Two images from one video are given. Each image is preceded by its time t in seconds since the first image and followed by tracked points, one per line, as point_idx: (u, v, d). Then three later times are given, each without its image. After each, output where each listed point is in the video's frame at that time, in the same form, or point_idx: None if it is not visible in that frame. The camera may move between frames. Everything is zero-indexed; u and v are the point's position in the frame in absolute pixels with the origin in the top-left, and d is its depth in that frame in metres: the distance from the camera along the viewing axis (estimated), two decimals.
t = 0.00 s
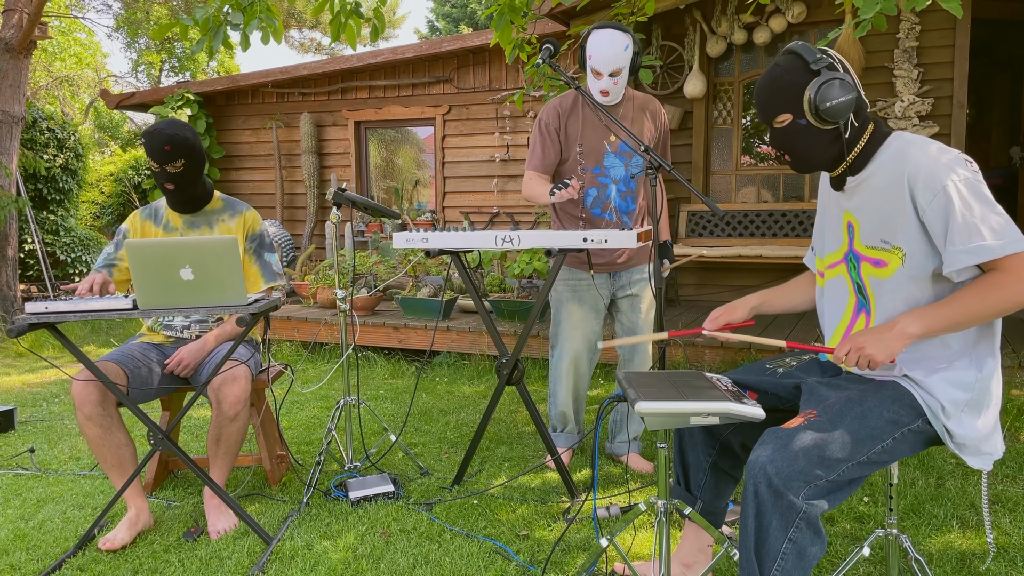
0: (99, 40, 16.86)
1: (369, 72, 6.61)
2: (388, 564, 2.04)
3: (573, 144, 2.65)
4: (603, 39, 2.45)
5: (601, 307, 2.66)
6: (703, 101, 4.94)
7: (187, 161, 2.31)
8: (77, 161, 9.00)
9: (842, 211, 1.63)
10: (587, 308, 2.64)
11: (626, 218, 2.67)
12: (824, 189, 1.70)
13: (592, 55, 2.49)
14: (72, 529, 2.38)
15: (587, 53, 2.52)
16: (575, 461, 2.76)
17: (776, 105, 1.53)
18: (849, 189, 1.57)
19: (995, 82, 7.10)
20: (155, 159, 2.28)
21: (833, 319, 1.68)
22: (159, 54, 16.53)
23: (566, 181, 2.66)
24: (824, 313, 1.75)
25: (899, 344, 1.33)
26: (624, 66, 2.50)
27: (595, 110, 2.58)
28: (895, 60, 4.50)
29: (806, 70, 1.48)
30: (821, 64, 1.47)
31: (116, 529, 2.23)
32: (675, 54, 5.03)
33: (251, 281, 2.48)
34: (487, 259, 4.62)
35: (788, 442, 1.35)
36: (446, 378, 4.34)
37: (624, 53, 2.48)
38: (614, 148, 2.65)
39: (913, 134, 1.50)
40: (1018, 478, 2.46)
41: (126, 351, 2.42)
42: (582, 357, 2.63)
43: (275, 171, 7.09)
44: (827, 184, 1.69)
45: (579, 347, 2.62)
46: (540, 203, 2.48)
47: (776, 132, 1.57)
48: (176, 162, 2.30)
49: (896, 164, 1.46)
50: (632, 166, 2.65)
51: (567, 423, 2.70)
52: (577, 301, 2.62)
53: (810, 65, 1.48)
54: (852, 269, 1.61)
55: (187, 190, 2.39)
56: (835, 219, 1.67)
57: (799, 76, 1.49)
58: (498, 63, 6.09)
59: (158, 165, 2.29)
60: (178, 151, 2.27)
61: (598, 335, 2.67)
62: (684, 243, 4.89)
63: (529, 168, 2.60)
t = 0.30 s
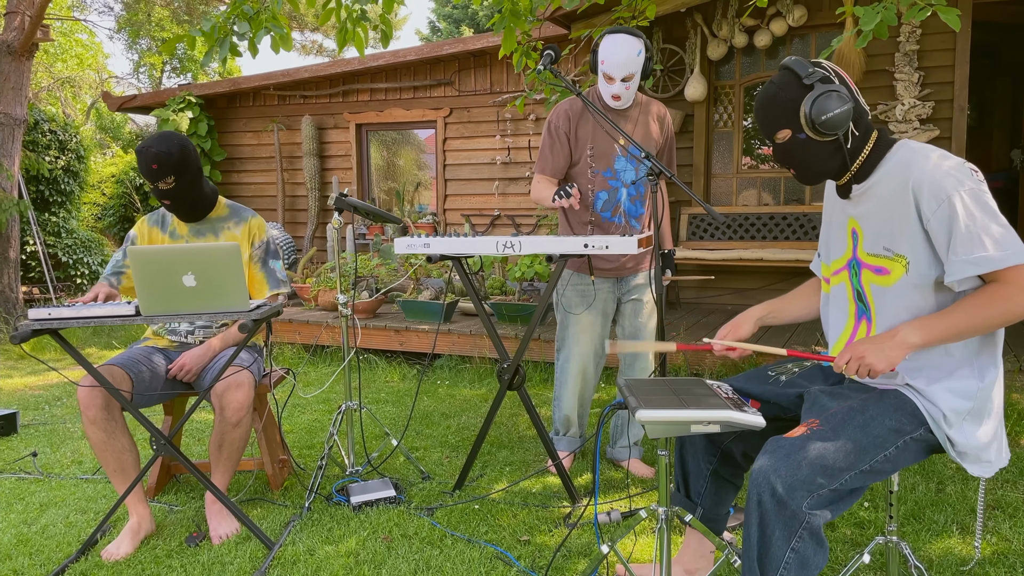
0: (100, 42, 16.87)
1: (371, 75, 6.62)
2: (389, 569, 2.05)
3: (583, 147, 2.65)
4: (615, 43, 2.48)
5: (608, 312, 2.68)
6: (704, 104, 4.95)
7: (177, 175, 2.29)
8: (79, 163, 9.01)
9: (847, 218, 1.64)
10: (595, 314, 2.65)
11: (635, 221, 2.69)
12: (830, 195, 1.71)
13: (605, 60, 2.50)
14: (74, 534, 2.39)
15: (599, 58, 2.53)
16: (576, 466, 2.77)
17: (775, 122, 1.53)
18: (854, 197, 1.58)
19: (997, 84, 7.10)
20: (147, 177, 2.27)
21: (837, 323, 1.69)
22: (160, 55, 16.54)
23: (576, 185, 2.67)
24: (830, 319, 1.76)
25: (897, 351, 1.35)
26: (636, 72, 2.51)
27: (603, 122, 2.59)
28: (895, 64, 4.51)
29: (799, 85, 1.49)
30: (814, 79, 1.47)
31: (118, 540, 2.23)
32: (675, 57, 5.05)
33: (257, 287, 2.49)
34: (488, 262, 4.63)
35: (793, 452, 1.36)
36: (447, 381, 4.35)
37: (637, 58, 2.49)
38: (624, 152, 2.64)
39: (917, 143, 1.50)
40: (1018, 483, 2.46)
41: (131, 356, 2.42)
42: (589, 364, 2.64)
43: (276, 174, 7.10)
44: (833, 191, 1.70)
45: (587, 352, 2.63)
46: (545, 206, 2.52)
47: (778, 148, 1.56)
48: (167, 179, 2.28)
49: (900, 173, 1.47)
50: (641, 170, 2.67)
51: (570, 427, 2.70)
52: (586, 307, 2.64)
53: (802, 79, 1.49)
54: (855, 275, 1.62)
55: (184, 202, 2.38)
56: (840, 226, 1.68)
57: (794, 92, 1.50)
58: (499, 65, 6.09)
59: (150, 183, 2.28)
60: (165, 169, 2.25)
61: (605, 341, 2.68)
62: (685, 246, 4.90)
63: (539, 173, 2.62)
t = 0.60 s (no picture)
0: (102, 44, 16.91)
1: (372, 77, 6.64)
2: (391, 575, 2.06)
3: (580, 154, 2.66)
4: (619, 53, 2.48)
5: (604, 317, 2.68)
6: (705, 108, 4.96)
7: (205, 184, 2.35)
8: (80, 164, 9.03)
9: (840, 230, 1.65)
10: (590, 319, 2.65)
11: (628, 231, 2.69)
12: (824, 209, 1.72)
13: (608, 68, 2.51)
14: (77, 539, 2.40)
15: (602, 66, 2.54)
16: (577, 471, 2.78)
17: (769, 136, 1.55)
18: (847, 210, 1.60)
19: (998, 86, 7.09)
20: (175, 176, 2.30)
21: (830, 335, 1.70)
22: (162, 56, 16.55)
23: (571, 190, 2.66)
24: (824, 331, 1.77)
25: (886, 364, 1.37)
26: (637, 83, 2.53)
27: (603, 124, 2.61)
28: (896, 67, 4.52)
29: (793, 100, 1.51)
30: (807, 95, 1.49)
31: (121, 542, 2.24)
32: (676, 61, 5.08)
33: (257, 293, 2.50)
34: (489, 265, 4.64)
35: (790, 460, 1.36)
36: (448, 384, 4.36)
37: (639, 69, 2.50)
38: (621, 161, 2.66)
39: (910, 156, 1.51)
40: (1018, 488, 2.47)
41: (131, 363, 2.43)
42: (587, 368, 2.66)
43: (278, 176, 7.12)
44: (827, 204, 1.71)
45: (583, 357, 2.64)
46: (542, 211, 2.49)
47: (773, 163, 1.58)
48: (197, 184, 2.33)
49: (893, 185, 1.48)
50: (637, 179, 2.67)
51: (570, 431, 2.70)
52: (581, 311, 2.64)
53: (796, 95, 1.50)
54: (848, 287, 1.63)
55: (197, 210, 2.42)
56: (834, 238, 1.69)
57: (787, 107, 1.52)
58: (500, 68, 6.10)
59: (177, 183, 2.31)
60: (200, 175, 2.30)
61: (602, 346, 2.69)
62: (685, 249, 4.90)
63: (537, 176, 2.60)
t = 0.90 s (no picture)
0: (105, 45, 16.96)
1: (374, 80, 6.66)
2: None
3: (565, 164, 2.66)
4: (607, 61, 2.51)
5: (594, 320, 2.69)
6: (706, 111, 4.97)
7: (186, 193, 2.33)
8: (83, 166, 9.05)
9: (843, 240, 1.66)
10: (580, 322, 2.66)
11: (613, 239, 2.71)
12: (825, 218, 1.73)
13: (597, 75, 2.53)
14: (81, 543, 2.41)
15: (591, 74, 2.55)
16: (579, 474, 2.78)
17: (769, 150, 1.56)
18: (848, 220, 1.60)
19: (999, 88, 7.10)
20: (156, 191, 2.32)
21: (835, 344, 1.71)
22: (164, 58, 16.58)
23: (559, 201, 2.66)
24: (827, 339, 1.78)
25: (908, 377, 1.36)
26: (626, 90, 2.55)
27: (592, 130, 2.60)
28: (897, 70, 4.53)
29: (791, 114, 1.52)
30: (805, 107, 1.51)
31: (126, 549, 2.24)
32: (677, 63, 5.08)
33: (262, 299, 2.52)
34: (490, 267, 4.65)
35: (790, 467, 1.38)
36: (450, 387, 4.36)
37: (628, 77, 2.53)
38: (605, 171, 2.67)
39: (911, 166, 1.52)
40: (1018, 492, 2.47)
41: (137, 365, 2.45)
42: (580, 371, 2.66)
43: (280, 178, 7.13)
44: (828, 214, 1.72)
45: (576, 360, 2.64)
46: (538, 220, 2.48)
47: (774, 175, 1.59)
48: (176, 194, 2.32)
49: (894, 196, 1.49)
50: (621, 189, 2.70)
51: (570, 435, 2.71)
52: (571, 316, 2.64)
53: (795, 109, 1.52)
54: (853, 296, 1.64)
55: (195, 215, 2.41)
56: (837, 246, 1.70)
57: (786, 120, 1.53)
58: (501, 71, 6.11)
59: (160, 197, 2.33)
60: (173, 185, 2.29)
61: (593, 350, 2.71)
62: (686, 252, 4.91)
63: (523, 189, 2.62)
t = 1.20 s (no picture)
0: (107, 46, 16.97)
1: (376, 82, 6.67)
2: None
3: (558, 170, 2.66)
4: (599, 59, 2.52)
5: (594, 326, 2.70)
6: (707, 113, 4.99)
7: (199, 197, 2.36)
8: (85, 167, 9.07)
9: (846, 247, 1.67)
10: (579, 327, 2.67)
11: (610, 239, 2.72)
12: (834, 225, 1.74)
13: (591, 74, 2.53)
14: (85, 545, 2.43)
15: (583, 73, 2.55)
16: (580, 476, 2.80)
17: (769, 165, 1.57)
18: (851, 228, 1.61)
19: (999, 90, 7.11)
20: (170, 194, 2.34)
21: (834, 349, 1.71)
22: (165, 59, 16.60)
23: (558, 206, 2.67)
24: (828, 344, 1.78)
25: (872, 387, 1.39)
26: (618, 87, 2.56)
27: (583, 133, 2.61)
28: (897, 73, 4.54)
29: (787, 130, 1.53)
30: (800, 123, 1.51)
31: (128, 549, 2.26)
32: (678, 66, 5.10)
33: (267, 303, 2.53)
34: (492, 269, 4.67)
35: (790, 473, 1.38)
36: (451, 389, 4.37)
37: (620, 74, 2.54)
38: (599, 172, 2.68)
39: (915, 176, 1.53)
40: (1017, 495, 2.48)
41: (139, 369, 2.45)
42: (579, 376, 2.66)
43: (281, 180, 7.15)
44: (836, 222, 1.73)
45: (574, 366, 2.65)
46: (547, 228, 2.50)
47: (776, 189, 1.60)
48: (190, 199, 2.35)
49: (896, 206, 1.50)
50: (616, 190, 2.71)
51: (570, 439, 2.72)
52: (570, 320, 2.65)
53: (790, 125, 1.53)
54: (852, 302, 1.64)
55: (204, 220, 2.43)
56: (840, 253, 1.70)
57: (783, 137, 1.54)
58: (502, 73, 6.13)
59: (173, 200, 2.35)
60: (189, 190, 2.31)
61: (592, 355, 2.72)
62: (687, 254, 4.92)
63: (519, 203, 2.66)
